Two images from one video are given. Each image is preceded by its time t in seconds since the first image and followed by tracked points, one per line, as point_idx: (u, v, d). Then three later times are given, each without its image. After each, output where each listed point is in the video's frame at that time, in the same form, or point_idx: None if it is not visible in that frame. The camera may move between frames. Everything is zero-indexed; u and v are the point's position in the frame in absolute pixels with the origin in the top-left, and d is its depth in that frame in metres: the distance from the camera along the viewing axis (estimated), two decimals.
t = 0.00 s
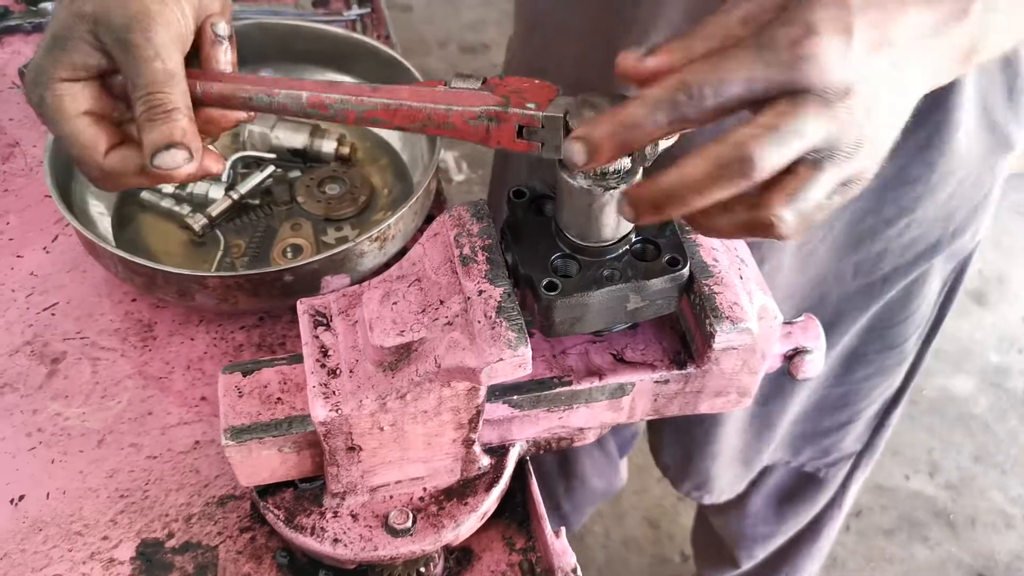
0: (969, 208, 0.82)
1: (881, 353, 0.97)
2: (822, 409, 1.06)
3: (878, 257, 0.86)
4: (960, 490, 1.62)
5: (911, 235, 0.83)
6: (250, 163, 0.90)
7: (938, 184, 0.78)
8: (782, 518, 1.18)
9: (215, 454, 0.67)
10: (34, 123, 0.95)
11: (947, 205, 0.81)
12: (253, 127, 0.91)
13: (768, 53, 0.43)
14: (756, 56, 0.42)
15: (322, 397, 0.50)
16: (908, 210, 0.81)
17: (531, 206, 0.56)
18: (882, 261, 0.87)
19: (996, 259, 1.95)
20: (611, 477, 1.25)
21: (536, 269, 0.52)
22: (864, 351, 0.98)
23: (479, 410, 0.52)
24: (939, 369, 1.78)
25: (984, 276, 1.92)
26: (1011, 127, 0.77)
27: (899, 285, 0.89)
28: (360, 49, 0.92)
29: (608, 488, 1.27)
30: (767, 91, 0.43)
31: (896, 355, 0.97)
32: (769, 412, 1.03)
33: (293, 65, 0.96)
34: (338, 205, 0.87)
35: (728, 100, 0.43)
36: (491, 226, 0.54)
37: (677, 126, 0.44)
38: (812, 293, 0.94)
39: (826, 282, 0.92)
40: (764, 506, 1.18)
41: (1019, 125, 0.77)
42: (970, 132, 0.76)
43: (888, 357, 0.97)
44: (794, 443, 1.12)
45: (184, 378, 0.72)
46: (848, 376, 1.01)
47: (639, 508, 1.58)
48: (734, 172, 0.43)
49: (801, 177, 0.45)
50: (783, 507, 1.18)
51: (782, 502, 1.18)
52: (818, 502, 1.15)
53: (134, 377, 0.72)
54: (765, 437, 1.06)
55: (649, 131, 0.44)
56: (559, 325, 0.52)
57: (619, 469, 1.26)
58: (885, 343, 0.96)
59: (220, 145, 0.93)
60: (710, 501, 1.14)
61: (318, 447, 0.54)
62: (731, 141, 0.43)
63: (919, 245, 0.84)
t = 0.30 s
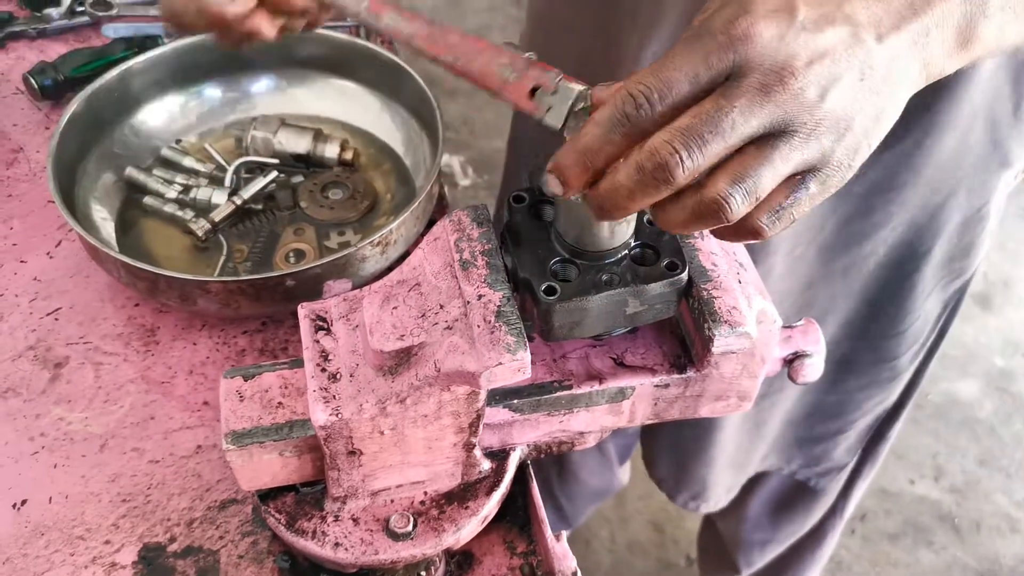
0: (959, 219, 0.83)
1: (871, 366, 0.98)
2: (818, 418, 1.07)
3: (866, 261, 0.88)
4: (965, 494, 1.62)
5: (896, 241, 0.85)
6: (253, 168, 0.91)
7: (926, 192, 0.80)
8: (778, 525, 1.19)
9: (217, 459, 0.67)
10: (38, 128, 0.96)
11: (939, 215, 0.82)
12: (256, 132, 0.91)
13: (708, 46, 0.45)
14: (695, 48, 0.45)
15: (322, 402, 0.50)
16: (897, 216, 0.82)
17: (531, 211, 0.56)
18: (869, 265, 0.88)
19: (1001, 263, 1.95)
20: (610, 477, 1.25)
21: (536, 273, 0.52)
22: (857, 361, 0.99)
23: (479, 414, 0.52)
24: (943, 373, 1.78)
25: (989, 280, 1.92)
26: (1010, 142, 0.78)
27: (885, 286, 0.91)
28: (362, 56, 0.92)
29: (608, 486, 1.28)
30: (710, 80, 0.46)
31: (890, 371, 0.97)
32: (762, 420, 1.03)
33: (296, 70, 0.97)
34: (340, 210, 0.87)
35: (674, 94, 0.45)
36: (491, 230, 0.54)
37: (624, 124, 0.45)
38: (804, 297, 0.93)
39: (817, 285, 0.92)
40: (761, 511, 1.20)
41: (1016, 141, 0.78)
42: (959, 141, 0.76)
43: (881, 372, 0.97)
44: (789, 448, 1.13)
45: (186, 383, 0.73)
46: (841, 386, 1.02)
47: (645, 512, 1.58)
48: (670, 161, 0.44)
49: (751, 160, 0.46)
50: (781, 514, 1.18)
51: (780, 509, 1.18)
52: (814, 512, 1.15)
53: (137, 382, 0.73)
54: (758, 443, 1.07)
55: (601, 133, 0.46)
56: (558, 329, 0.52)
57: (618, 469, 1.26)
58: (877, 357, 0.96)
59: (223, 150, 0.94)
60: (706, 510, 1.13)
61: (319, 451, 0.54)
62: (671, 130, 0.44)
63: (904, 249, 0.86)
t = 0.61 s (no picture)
0: (942, 236, 0.80)
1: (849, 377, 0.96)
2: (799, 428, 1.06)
3: (844, 265, 0.86)
4: (967, 494, 1.61)
5: (874, 251, 0.83)
6: (253, 168, 0.91)
7: (903, 204, 0.78)
8: (772, 529, 1.19)
9: (216, 459, 0.67)
10: (38, 128, 0.96)
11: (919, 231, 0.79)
12: (256, 131, 0.91)
13: (671, 72, 0.46)
14: (658, 70, 0.46)
15: (322, 401, 0.50)
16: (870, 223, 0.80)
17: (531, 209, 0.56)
18: (847, 270, 0.87)
19: (1003, 263, 1.94)
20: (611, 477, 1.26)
21: (536, 271, 0.52)
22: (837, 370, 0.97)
23: (479, 413, 0.52)
24: (945, 373, 1.77)
25: (991, 280, 1.92)
26: (993, 159, 0.74)
27: (867, 298, 0.88)
28: (363, 57, 0.92)
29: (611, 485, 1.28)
30: (667, 104, 0.46)
31: (868, 385, 0.96)
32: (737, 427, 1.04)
33: (296, 70, 0.97)
34: (341, 210, 0.87)
35: (632, 113, 0.46)
36: (491, 229, 0.54)
37: (579, 134, 0.47)
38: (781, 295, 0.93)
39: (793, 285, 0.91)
40: (759, 512, 1.20)
41: (1001, 163, 0.74)
42: (937, 159, 0.73)
43: (859, 384, 0.96)
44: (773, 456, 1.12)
45: (186, 383, 0.73)
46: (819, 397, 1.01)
47: (647, 512, 1.58)
48: (611, 181, 0.47)
49: (686, 187, 0.47)
50: (775, 519, 1.18)
51: (773, 514, 1.18)
52: (803, 521, 1.15)
53: (136, 382, 0.72)
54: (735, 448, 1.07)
55: (557, 141, 0.48)
56: (558, 328, 0.52)
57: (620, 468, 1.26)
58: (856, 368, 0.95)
59: (223, 150, 0.94)
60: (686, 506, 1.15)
61: (319, 451, 0.54)
62: (618, 151, 0.46)
63: (882, 260, 0.84)
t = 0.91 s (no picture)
0: (912, 241, 0.81)
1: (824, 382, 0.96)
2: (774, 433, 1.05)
3: (817, 266, 0.87)
4: (966, 492, 1.61)
5: (845, 252, 0.84)
6: (253, 168, 0.91)
7: (873, 206, 0.79)
8: (759, 529, 1.19)
9: (217, 460, 0.67)
10: (37, 129, 0.96)
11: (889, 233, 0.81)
12: (254, 132, 0.91)
13: (680, 60, 0.45)
14: (669, 59, 0.45)
15: (322, 401, 0.50)
16: (841, 224, 0.81)
17: (530, 209, 0.56)
18: (819, 271, 0.88)
19: (1003, 261, 1.94)
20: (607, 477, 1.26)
21: (536, 271, 0.52)
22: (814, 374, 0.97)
23: (479, 413, 0.52)
24: (945, 371, 1.77)
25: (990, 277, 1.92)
26: (965, 171, 0.73)
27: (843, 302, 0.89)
28: (363, 57, 0.92)
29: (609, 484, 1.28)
30: (684, 92, 0.45)
31: (843, 387, 0.96)
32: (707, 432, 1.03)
33: (295, 71, 0.97)
34: (341, 210, 0.86)
35: (654, 105, 0.45)
36: (491, 229, 0.54)
37: (603, 133, 0.45)
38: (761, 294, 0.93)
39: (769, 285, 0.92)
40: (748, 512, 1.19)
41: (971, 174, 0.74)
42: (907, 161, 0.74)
43: (835, 387, 0.96)
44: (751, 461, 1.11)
45: (186, 383, 0.73)
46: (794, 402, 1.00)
47: (647, 511, 1.58)
48: (644, 176, 0.45)
49: (701, 171, 0.47)
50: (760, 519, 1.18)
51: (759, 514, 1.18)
52: (785, 522, 1.14)
53: (136, 382, 0.72)
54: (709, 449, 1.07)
55: (581, 144, 0.45)
56: (558, 328, 0.52)
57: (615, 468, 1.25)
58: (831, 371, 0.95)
59: (222, 150, 0.94)
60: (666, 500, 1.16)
61: (320, 451, 0.54)
62: (645, 144, 0.45)
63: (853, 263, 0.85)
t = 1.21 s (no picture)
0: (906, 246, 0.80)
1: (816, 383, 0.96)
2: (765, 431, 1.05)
3: (811, 265, 0.88)
4: (966, 491, 1.61)
5: (838, 253, 0.84)
6: (252, 167, 0.90)
7: (869, 208, 0.78)
8: (751, 530, 1.18)
9: (216, 460, 0.67)
10: (35, 128, 0.95)
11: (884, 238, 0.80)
12: (253, 130, 0.91)
13: (677, 59, 0.45)
14: (668, 58, 0.45)
15: (322, 401, 0.49)
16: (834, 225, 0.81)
17: (530, 208, 0.56)
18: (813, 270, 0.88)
19: (1002, 260, 1.94)
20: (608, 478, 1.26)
21: (536, 271, 0.51)
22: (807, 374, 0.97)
23: (479, 413, 0.52)
24: (944, 370, 1.77)
25: (990, 277, 1.92)
26: (964, 174, 0.73)
27: (840, 302, 0.89)
28: (361, 55, 0.92)
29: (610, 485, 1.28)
30: (683, 91, 0.45)
31: (837, 390, 0.95)
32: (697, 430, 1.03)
33: (294, 69, 0.96)
34: (339, 210, 0.86)
35: (652, 101, 0.44)
36: (491, 228, 0.54)
37: (599, 129, 0.44)
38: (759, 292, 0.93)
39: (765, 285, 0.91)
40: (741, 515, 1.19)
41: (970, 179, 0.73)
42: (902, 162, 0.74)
43: (827, 390, 0.95)
44: (743, 458, 1.11)
45: (185, 383, 0.72)
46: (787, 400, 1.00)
47: (646, 511, 1.58)
48: (637, 175, 0.45)
49: (701, 175, 0.47)
50: (754, 521, 1.17)
51: (752, 516, 1.17)
52: (777, 524, 1.14)
53: (135, 382, 0.72)
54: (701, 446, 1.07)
55: (577, 141, 0.45)
56: (558, 328, 0.51)
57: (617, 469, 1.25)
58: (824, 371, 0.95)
59: (220, 149, 0.94)
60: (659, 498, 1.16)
61: (319, 451, 0.54)
62: (641, 143, 0.45)
63: (846, 264, 0.85)
